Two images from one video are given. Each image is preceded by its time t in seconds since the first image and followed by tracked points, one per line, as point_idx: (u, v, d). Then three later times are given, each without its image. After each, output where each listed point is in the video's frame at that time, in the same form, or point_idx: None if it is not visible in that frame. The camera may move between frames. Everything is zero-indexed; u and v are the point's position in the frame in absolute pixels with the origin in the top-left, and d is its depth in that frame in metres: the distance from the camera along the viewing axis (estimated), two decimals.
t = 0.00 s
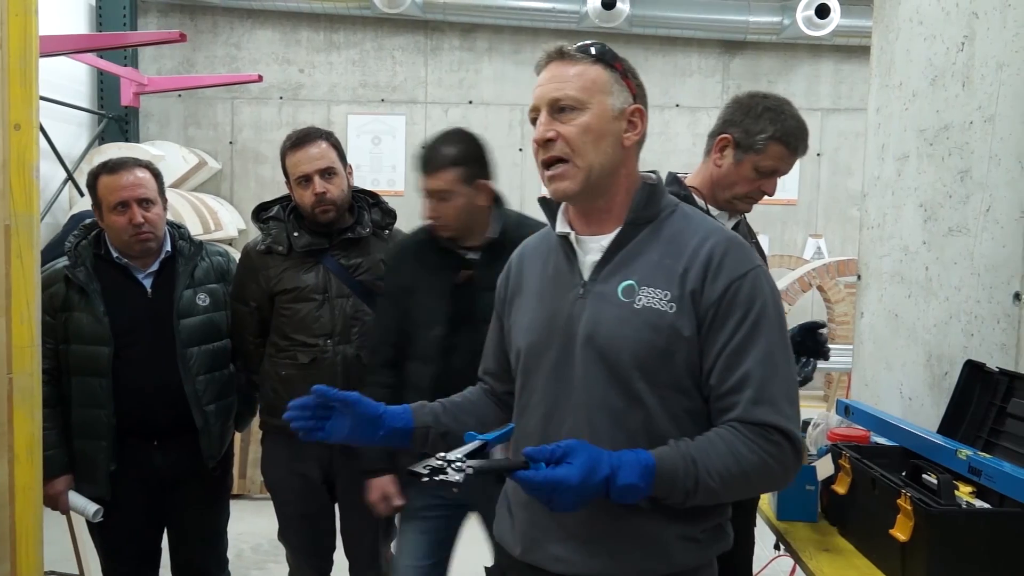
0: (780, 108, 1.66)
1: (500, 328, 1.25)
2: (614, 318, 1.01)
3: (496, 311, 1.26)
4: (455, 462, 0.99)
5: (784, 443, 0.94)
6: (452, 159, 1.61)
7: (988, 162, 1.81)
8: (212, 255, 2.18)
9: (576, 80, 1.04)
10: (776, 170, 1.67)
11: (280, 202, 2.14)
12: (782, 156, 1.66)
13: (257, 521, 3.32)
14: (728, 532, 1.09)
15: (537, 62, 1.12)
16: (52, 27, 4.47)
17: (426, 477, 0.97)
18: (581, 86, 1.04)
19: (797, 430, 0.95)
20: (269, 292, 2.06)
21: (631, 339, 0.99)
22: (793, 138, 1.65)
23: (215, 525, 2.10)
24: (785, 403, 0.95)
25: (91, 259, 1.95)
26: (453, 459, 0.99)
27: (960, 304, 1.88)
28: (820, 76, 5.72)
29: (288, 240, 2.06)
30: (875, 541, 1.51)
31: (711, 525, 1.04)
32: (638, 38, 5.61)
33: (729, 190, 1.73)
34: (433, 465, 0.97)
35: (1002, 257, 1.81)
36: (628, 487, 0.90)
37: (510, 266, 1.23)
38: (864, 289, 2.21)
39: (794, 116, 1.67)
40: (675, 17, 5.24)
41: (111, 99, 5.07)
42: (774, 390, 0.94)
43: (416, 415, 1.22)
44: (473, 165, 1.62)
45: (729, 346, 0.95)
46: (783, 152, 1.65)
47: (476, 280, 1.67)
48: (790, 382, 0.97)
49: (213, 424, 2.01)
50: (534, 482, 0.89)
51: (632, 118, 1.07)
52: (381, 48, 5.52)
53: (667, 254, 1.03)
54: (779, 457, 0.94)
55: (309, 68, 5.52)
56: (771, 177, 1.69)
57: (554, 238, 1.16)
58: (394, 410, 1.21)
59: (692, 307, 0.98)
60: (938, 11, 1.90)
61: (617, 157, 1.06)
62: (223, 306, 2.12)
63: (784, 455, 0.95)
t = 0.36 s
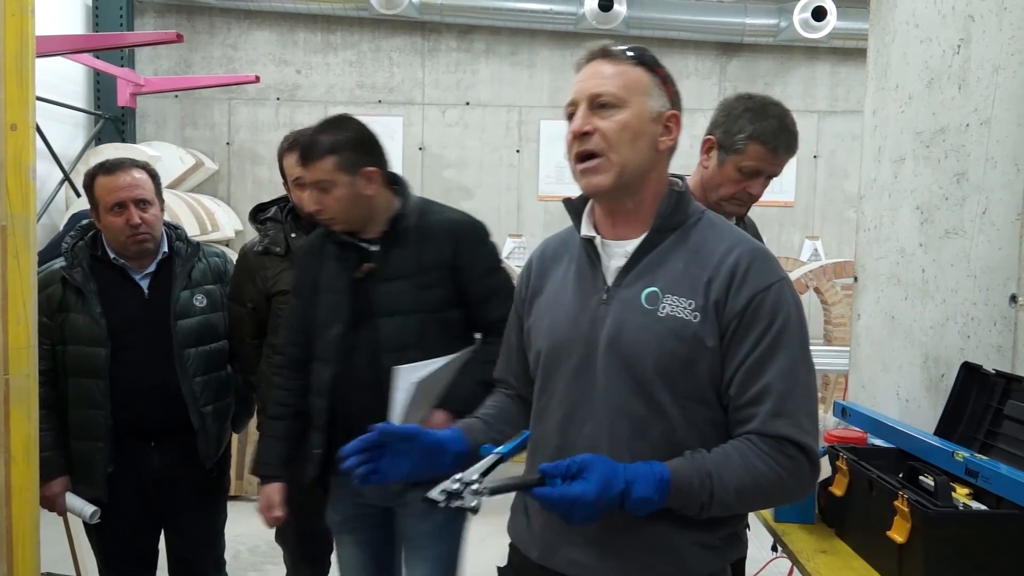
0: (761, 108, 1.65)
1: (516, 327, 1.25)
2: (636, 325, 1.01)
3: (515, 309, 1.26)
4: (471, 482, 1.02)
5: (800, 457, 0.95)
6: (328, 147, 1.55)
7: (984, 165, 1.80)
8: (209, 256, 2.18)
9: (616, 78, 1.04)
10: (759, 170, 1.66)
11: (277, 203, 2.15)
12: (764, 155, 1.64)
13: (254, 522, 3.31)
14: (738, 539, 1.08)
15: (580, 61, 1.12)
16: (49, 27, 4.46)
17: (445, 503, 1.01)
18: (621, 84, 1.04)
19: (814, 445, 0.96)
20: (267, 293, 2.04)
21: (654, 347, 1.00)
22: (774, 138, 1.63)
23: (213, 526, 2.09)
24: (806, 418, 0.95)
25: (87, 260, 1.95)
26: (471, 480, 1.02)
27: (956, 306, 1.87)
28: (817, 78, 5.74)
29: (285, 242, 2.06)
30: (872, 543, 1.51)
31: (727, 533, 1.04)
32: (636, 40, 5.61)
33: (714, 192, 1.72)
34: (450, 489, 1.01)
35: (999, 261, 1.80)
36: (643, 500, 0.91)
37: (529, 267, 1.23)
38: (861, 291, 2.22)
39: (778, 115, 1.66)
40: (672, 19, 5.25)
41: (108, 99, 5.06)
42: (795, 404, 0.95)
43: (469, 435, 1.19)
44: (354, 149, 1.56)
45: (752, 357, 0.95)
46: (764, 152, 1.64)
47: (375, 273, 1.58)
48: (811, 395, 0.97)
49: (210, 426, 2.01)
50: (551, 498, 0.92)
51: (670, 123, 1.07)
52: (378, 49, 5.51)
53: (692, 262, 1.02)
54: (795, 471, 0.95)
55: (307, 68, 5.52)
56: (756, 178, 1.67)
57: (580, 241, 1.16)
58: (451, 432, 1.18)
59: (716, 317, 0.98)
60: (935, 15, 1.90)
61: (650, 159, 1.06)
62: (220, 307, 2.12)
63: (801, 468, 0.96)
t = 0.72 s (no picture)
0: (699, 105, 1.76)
1: (523, 324, 1.25)
2: (655, 324, 1.02)
3: (522, 306, 1.25)
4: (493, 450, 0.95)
5: (815, 455, 0.95)
6: (238, 145, 1.39)
7: (981, 163, 1.82)
8: (207, 256, 2.16)
9: (625, 78, 1.04)
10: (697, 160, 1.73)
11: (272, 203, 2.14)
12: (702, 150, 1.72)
13: (252, 523, 3.31)
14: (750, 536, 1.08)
15: (591, 60, 1.12)
16: (45, 28, 4.46)
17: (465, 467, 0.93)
18: (629, 84, 1.04)
19: (831, 443, 0.95)
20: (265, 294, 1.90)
21: (673, 346, 1.00)
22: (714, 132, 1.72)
23: (213, 526, 2.09)
24: (822, 416, 0.95)
25: (84, 261, 1.95)
26: (492, 449, 0.95)
27: (954, 304, 1.88)
28: (814, 77, 5.75)
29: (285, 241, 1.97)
30: (870, 541, 1.51)
31: (743, 529, 1.05)
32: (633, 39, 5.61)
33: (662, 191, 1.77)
34: (472, 453, 0.93)
35: (995, 258, 1.82)
36: (660, 491, 0.91)
37: (541, 263, 1.23)
38: (857, 289, 2.21)
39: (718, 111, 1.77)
40: (669, 18, 5.25)
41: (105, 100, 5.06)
42: (811, 403, 0.94)
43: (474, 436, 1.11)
44: (268, 147, 1.37)
45: (769, 356, 0.95)
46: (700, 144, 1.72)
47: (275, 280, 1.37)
48: (828, 394, 0.97)
49: (207, 426, 1.98)
50: (569, 479, 0.91)
51: (680, 121, 1.07)
52: (375, 49, 5.51)
53: (710, 262, 1.03)
54: (811, 469, 0.95)
55: (304, 68, 5.52)
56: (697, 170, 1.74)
57: (594, 241, 1.16)
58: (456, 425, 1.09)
59: (734, 316, 0.99)
60: (931, 13, 1.91)
61: (658, 159, 1.06)
62: (218, 307, 2.09)
63: (815, 467, 0.95)
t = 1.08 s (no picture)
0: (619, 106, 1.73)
1: (518, 323, 1.26)
2: (654, 322, 1.02)
3: (518, 304, 1.26)
4: (499, 460, 0.94)
5: (819, 450, 0.95)
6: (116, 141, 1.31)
7: (978, 163, 1.80)
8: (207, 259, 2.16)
9: (619, 81, 1.06)
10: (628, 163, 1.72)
11: (274, 205, 2.15)
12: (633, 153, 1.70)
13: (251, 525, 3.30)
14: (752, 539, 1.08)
15: (589, 63, 1.14)
16: (43, 30, 4.45)
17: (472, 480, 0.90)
18: (622, 87, 1.05)
19: (834, 440, 0.96)
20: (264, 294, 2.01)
21: (673, 344, 1.00)
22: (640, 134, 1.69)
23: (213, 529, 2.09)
24: (825, 413, 0.95)
25: (82, 263, 1.95)
26: (497, 458, 0.94)
27: (952, 304, 1.87)
28: (812, 79, 5.76)
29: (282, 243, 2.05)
30: (869, 542, 1.50)
31: (744, 530, 1.05)
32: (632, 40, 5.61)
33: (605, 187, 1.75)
34: (478, 463, 0.91)
35: (993, 258, 1.79)
36: (666, 492, 0.91)
37: (540, 262, 1.24)
38: (856, 290, 2.23)
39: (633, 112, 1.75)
40: (667, 19, 5.25)
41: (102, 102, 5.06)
42: (812, 400, 0.94)
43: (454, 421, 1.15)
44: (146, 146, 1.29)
45: (769, 354, 0.96)
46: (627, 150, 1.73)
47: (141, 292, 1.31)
48: (830, 391, 0.97)
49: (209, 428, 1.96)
50: (575, 484, 0.90)
51: (674, 122, 1.08)
52: (373, 51, 5.51)
53: (708, 261, 1.03)
54: (816, 465, 0.95)
55: (302, 70, 5.52)
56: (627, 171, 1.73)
57: (593, 241, 1.16)
58: (435, 410, 1.13)
59: (734, 313, 0.99)
60: (929, 14, 1.91)
61: (652, 159, 1.07)
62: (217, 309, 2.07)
63: (821, 462, 0.96)
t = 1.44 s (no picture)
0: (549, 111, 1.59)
1: (495, 325, 1.21)
2: (636, 321, 1.01)
3: (493, 307, 1.22)
4: (483, 457, 0.93)
5: (794, 447, 0.96)
6: None
7: (977, 163, 1.79)
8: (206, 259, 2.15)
9: (616, 79, 1.05)
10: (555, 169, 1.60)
11: (272, 205, 2.13)
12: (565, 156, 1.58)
13: (250, 526, 3.30)
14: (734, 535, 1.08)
15: (572, 61, 1.12)
16: (42, 31, 4.45)
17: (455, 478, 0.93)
18: (621, 85, 1.05)
19: (808, 434, 0.96)
20: (263, 296, 2.05)
21: (653, 343, 0.99)
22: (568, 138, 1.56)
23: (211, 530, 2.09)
24: (798, 408, 0.96)
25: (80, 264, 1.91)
26: (482, 457, 0.94)
27: (951, 304, 1.87)
28: (810, 79, 5.76)
29: (281, 244, 2.06)
30: (870, 542, 1.50)
31: (723, 524, 1.05)
32: (631, 41, 5.61)
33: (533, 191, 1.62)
34: (464, 462, 0.92)
35: (992, 258, 1.77)
36: (646, 487, 0.91)
37: (514, 266, 1.20)
38: (856, 289, 2.25)
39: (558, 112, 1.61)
40: (666, 20, 5.26)
41: (101, 103, 5.05)
42: (788, 396, 0.95)
43: (437, 437, 1.10)
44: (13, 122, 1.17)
45: (746, 351, 0.96)
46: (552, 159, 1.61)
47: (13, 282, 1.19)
48: (802, 387, 0.98)
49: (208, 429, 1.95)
50: (558, 481, 0.89)
51: (663, 125, 1.09)
52: (372, 51, 5.51)
53: (688, 259, 1.03)
54: (790, 460, 0.96)
55: (301, 71, 5.51)
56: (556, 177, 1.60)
57: (569, 241, 1.14)
58: (419, 428, 1.08)
59: (713, 311, 0.99)
60: (928, 14, 1.92)
61: (647, 159, 1.07)
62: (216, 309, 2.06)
63: (794, 458, 0.96)
